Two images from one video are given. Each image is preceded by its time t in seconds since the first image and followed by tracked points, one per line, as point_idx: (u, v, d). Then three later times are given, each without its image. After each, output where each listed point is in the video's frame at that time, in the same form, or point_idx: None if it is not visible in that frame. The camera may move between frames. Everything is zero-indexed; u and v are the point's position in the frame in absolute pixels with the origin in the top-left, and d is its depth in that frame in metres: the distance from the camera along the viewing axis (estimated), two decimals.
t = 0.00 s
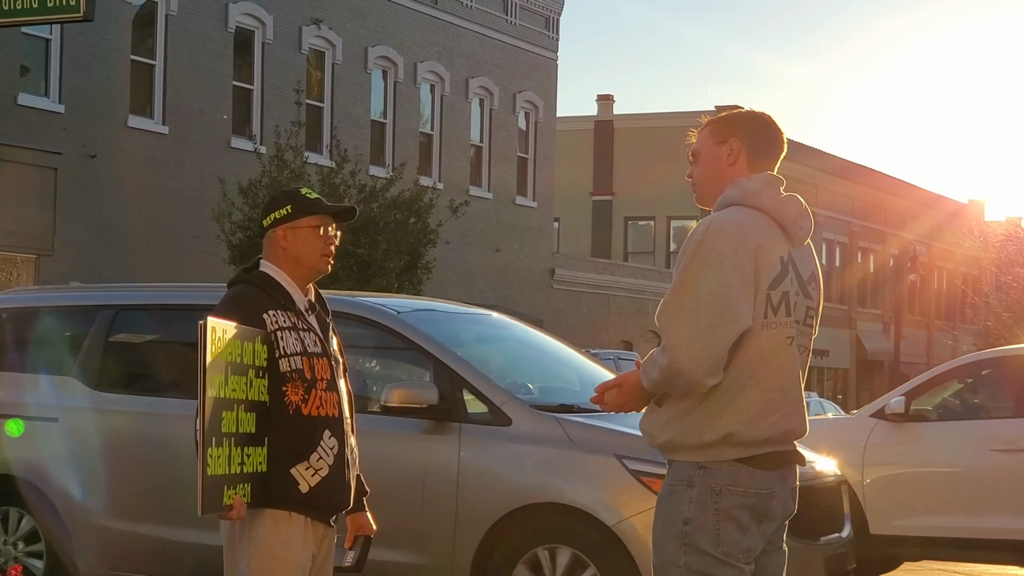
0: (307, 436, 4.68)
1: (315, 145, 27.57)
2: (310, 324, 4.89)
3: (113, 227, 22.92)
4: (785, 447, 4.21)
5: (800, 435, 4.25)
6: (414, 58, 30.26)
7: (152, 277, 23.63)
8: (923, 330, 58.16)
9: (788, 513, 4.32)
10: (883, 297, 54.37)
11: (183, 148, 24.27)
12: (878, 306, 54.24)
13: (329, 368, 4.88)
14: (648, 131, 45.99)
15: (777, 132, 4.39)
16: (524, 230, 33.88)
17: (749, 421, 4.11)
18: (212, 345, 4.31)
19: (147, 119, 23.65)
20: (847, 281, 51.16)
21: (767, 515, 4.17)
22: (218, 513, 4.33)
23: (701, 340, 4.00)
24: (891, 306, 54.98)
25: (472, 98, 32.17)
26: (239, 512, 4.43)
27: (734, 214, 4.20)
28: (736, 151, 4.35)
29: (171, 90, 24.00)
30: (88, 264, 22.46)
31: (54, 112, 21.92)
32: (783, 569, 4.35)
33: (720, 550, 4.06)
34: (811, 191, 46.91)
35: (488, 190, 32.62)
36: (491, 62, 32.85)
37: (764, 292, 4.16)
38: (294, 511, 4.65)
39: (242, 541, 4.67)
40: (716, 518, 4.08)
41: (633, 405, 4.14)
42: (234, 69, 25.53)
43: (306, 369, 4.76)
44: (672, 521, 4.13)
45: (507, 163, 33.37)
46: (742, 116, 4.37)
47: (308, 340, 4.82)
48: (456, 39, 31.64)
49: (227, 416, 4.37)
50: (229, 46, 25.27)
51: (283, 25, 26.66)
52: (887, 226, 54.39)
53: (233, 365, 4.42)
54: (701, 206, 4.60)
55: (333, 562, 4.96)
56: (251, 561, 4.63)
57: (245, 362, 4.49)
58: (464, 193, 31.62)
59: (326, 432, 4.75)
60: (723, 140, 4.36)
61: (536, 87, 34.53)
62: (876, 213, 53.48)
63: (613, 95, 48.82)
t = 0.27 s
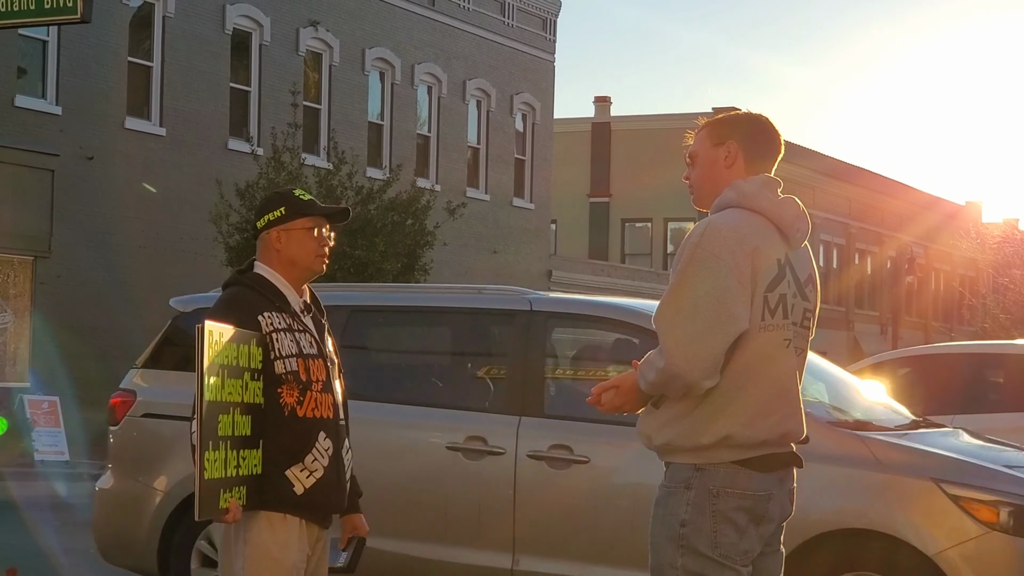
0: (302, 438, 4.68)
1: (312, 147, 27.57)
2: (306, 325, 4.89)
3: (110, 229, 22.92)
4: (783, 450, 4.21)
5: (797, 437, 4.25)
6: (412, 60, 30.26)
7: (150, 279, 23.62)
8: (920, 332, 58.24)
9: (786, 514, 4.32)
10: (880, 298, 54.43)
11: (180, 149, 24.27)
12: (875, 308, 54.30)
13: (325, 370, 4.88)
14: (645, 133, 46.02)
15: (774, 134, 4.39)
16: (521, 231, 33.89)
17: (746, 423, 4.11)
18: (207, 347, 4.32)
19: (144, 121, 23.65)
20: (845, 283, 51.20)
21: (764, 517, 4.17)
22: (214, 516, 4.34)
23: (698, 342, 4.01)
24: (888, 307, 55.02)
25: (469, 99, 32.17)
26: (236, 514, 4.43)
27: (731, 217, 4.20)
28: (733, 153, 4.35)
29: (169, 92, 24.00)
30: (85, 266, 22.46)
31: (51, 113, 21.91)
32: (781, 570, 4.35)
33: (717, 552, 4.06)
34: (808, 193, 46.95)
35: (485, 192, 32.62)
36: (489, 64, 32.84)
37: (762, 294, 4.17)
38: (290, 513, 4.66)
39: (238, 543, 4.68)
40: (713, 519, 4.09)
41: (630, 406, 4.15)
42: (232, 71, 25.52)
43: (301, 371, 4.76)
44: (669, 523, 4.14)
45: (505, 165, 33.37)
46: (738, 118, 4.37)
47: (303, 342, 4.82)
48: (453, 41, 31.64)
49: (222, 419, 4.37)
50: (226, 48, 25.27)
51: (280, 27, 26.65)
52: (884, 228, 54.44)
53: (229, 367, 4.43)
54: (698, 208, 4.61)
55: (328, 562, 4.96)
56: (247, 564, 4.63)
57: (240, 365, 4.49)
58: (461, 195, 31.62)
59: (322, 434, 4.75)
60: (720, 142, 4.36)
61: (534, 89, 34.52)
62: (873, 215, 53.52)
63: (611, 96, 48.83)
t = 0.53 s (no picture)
0: (298, 439, 4.68)
1: (311, 148, 27.57)
2: (303, 327, 4.89)
3: (110, 230, 22.91)
4: (782, 451, 4.21)
5: (797, 438, 4.25)
6: (411, 61, 30.27)
7: (149, 280, 23.62)
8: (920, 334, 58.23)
9: (786, 516, 4.31)
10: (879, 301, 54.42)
11: (180, 151, 24.27)
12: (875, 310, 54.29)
13: (322, 372, 4.88)
14: (644, 135, 46.03)
15: (773, 136, 4.40)
16: (521, 233, 33.89)
17: (746, 425, 4.11)
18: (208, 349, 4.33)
19: (144, 122, 23.65)
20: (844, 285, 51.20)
21: (763, 519, 4.17)
22: (215, 517, 4.35)
23: (700, 342, 4.00)
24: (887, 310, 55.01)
25: (468, 101, 32.18)
26: (236, 515, 4.43)
27: (730, 219, 4.21)
28: (733, 155, 4.35)
29: (168, 93, 23.99)
30: (85, 266, 22.45)
31: (51, 114, 21.92)
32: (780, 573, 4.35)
33: (717, 554, 4.07)
34: (807, 196, 46.96)
35: (485, 193, 32.61)
36: (488, 65, 32.85)
37: (762, 296, 4.17)
38: (287, 515, 4.66)
39: (235, 544, 4.67)
40: (712, 522, 4.09)
41: (630, 408, 4.14)
42: (231, 72, 25.52)
43: (298, 373, 4.76)
44: (668, 526, 4.14)
45: (504, 166, 33.38)
46: (737, 121, 4.38)
47: (300, 344, 4.81)
48: (452, 42, 31.64)
49: (223, 420, 4.38)
50: (226, 50, 25.26)
51: (280, 28, 26.66)
52: (883, 230, 54.43)
53: (229, 369, 4.44)
54: (698, 211, 4.60)
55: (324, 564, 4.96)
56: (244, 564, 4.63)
57: (240, 367, 4.50)
58: (461, 197, 31.62)
59: (319, 436, 4.75)
60: (720, 144, 4.36)
61: (533, 90, 34.52)
62: (872, 217, 53.54)
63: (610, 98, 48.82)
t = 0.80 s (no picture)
0: (297, 440, 4.68)
1: (311, 149, 27.57)
2: (299, 326, 4.89)
3: (109, 230, 22.90)
4: (782, 452, 4.22)
5: (797, 439, 4.26)
6: (411, 62, 30.27)
7: (148, 281, 23.61)
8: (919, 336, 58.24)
9: (785, 517, 4.32)
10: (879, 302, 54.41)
11: (179, 152, 24.26)
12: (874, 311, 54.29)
13: (318, 372, 4.88)
14: (644, 136, 46.03)
15: (773, 137, 4.40)
16: (520, 233, 33.89)
17: (746, 426, 4.11)
18: (218, 350, 4.32)
19: (143, 123, 23.65)
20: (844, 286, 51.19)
21: (764, 519, 4.18)
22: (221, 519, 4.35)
23: (700, 342, 4.01)
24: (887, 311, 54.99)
25: (468, 102, 32.18)
26: (240, 516, 4.43)
27: (730, 220, 4.20)
28: (733, 155, 4.35)
29: (168, 95, 24.00)
30: (84, 267, 22.45)
31: (51, 115, 21.92)
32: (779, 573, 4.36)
33: (717, 555, 4.07)
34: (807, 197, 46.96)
35: (484, 194, 32.61)
36: (487, 66, 32.85)
37: (763, 297, 4.17)
38: (284, 517, 4.66)
39: (233, 547, 4.66)
40: (713, 523, 4.09)
41: (629, 409, 4.15)
42: (231, 73, 25.53)
43: (295, 373, 4.76)
44: (670, 526, 4.13)
45: (504, 167, 33.38)
46: (736, 121, 4.38)
47: (297, 344, 4.82)
48: (452, 43, 31.64)
49: (231, 421, 4.38)
50: (226, 51, 25.27)
51: (279, 30, 26.66)
52: (882, 231, 54.41)
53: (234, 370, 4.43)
54: (696, 211, 4.60)
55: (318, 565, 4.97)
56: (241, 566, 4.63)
57: (245, 367, 4.49)
58: (460, 198, 31.62)
59: (316, 437, 4.75)
60: (719, 145, 4.36)
61: (533, 91, 34.52)
62: (872, 218, 53.53)
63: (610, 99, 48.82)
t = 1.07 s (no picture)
0: (294, 441, 4.69)
1: (310, 151, 27.59)
2: (293, 326, 4.89)
3: (108, 231, 22.90)
4: (780, 453, 4.22)
5: (797, 440, 4.26)
6: (410, 63, 30.27)
7: (147, 282, 23.61)
8: (918, 336, 58.29)
9: (784, 517, 4.32)
10: (878, 303, 54.45)
11: (178, 153, 24.26)
12: (874, 312, 54.32)
13: (314, 371, 4.88)
14: (643, 137, 46.05)
15: (771, 138, 4.40)
16: (519, 235, 33.90)
17: (745, 426, 4.12)
18: (226, 349, 4.32)
19: (142, 124, 23.65)
20: (843, 287, 51.19)
21: (763, 520, 4.18)
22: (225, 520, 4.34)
23: (699, 344, 4.01)
24: (886, 312, 55.03)
25: (468, 103, 32.19)
26: (239, 518, 4.43)
27: (729, 221, 4.21)
28: (730, 157, 4.36)
29: (167, 96, 24.00)
30: (82, 269, 22.44)
31: (50, 116, 21.92)
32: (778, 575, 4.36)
33: (716, 556, 4.07)
34: (806, 198, 46.95)
35: (483, 196, 32.61)
36: (486, 68, 32.87)
37: (761, 298, 4.18)
38: (281, 519, 4.66)
39: (230, 548, 4.65)
40: (713, 524, 4.10)
41: (628, 410, 4.15)
42: (230, 74, 25.53)
43: (292, 373, 4.76)
44: (668, 527, 4.13)
45: (502, 168, 33.40)
46: (735, 122, 4.38)
47: (293, 343, 4.82)
48: (451, 45, 31.66)
49: (234, 423, 4.37)
50: (224, 52, 25.27)
51: (279, 31, 26.67)
52: (881, 232, 54.43)
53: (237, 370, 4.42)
54: (695, 211, 4.60)
55: (314, 567, 4.97)
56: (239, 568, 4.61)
57: (246, 367, 4.49)
58: (459, 199, 31.64)
59: (312, 437, 4.75)
60: (718, 146, 4.36)
61: (532, 92, 34.52)
62: (871, 219, 53.54)
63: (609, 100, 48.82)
